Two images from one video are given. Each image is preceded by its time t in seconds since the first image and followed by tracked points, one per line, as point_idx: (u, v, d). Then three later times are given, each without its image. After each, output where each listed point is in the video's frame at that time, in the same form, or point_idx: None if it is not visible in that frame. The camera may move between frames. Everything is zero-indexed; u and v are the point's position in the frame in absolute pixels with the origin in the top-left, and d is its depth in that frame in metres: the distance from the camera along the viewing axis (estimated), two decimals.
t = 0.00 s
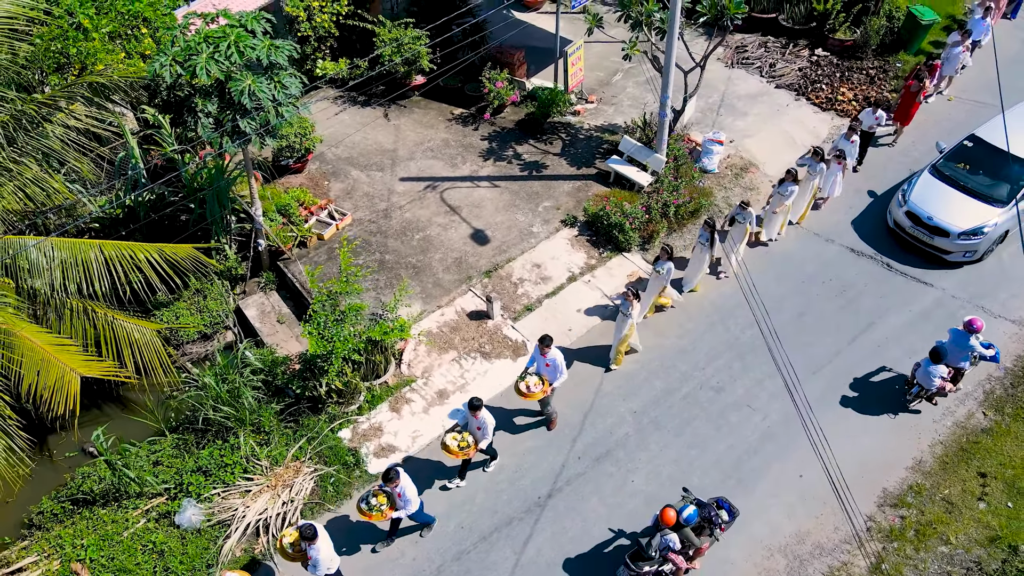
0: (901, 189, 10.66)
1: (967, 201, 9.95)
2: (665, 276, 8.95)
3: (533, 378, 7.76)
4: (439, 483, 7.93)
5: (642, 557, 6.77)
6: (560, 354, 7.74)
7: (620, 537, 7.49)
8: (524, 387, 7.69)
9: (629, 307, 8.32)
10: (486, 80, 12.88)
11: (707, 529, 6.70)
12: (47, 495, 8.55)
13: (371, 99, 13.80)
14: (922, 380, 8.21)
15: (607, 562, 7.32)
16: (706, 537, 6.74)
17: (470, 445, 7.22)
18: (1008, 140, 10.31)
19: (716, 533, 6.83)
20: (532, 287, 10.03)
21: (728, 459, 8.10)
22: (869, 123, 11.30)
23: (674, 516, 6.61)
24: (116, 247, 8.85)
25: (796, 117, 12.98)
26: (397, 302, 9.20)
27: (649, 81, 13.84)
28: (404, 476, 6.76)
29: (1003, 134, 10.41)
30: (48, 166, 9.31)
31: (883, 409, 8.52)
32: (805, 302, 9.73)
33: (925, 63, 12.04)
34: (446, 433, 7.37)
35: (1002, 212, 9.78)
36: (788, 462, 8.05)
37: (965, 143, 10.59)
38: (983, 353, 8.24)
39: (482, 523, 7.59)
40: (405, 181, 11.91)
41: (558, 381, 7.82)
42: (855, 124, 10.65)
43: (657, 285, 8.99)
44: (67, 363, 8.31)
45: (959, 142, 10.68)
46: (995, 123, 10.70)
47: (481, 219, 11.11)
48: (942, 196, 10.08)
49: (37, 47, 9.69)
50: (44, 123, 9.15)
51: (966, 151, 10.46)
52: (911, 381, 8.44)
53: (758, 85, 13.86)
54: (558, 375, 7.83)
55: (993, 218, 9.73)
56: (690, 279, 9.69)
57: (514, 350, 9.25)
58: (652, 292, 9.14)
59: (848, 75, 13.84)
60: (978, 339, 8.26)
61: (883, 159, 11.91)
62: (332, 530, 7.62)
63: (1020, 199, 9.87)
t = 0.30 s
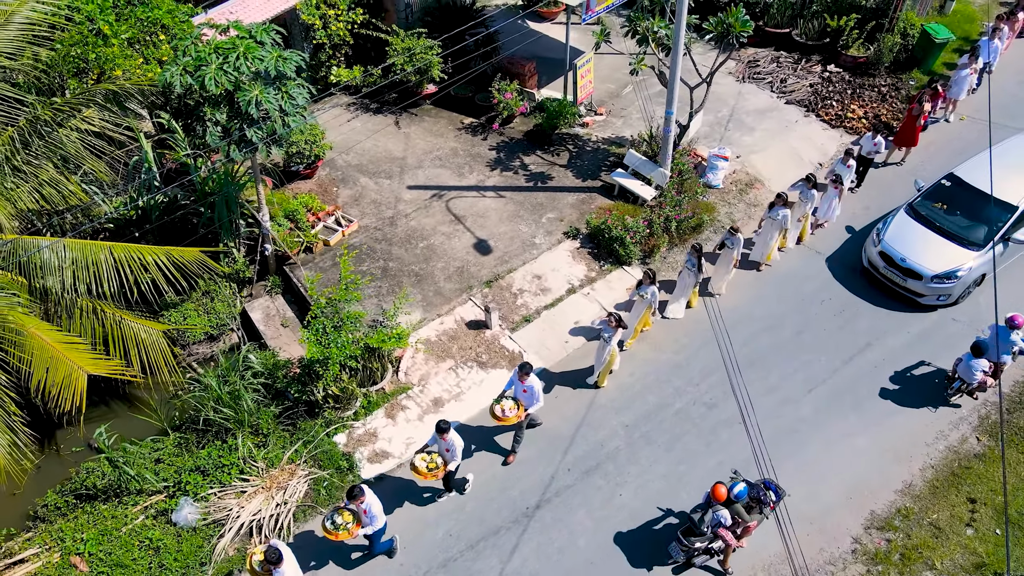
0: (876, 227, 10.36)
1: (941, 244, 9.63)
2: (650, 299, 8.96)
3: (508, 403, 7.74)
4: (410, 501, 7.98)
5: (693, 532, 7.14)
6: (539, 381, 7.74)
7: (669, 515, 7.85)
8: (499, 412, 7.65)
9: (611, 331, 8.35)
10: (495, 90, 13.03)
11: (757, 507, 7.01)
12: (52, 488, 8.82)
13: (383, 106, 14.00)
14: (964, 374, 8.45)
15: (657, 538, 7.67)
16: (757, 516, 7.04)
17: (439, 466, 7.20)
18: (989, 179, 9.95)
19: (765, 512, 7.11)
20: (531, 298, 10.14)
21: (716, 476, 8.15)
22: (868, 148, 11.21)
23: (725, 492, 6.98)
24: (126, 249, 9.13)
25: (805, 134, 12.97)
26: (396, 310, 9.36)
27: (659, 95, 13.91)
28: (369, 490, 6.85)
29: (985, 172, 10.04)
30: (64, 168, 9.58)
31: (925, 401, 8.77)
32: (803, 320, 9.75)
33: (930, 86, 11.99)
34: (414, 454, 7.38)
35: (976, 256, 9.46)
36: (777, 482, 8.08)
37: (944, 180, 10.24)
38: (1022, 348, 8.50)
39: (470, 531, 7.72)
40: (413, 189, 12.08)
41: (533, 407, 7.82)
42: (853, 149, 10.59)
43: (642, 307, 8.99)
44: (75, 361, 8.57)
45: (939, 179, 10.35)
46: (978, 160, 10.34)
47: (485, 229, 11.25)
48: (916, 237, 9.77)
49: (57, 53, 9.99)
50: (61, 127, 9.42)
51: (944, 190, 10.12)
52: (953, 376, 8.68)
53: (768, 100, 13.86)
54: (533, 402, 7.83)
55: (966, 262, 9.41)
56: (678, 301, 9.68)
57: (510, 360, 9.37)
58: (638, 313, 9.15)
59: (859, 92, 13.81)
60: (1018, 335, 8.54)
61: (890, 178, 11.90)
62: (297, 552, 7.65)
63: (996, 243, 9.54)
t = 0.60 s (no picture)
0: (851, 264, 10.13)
1: (913, 284, 9.37)
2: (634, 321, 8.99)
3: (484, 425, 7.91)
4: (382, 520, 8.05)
5: (741, 516, 7.42)
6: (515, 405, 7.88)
7: (714, 501, 8.14)
8: (474, 431, 7.88)
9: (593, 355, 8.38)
10: (505, 101, 13.18)
11: (804, 495, 7.29)
12: (57, 481, 9.09)
13: (396, 114, 14.20)
14: (1006, 372, 8.62)
15: (703, 522, 7.97)
16: (803, 503, 7.31)
17: (408, 488, 7.37)
18: (967, 218, 9.64)
19: (811, 500, 7.37)
20: (531, 309, 10.26)
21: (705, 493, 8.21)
22: (864, 173, 11.26)
23: (774, 477, 7.25)
24: (137, 252, 9.42)
25: (813, 150, 12.95)
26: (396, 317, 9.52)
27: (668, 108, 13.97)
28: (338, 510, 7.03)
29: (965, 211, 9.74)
30: (81, 171, 9.86)
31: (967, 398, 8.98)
32: (801, 339, 9.76)
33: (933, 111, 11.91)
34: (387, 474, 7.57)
35: (949, 299, 9.18)
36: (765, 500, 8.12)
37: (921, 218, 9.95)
38: None
39: (458, 539, 7.85)
40: (420, 197, 12.25)
41: (507, 431, 7.97)
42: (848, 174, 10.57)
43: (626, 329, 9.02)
44: (83, 359, 8.84)
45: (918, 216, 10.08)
46: (959, 197, 10.04)
47: (489, 239, 11.39)
48: (889, 276, 9.51)
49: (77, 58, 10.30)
50: (78, 131, 9.72)
51: (921, 228, 9.83)
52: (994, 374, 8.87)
53: (778, 116, 13.86)
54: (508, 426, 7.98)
55: (938, 305, 9.14)
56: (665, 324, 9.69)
57: (506, 370, 9.49)
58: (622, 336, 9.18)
59: (871, 110, 13.78)
60: None
61: (896, 198, 11.86)
62: (268, 573, 7.73)
63: (970, 285, 9.24)
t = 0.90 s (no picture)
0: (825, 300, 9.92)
1: (885, 324, 9.13)
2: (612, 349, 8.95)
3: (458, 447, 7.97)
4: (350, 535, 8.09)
5: (786, 508, 7.70)
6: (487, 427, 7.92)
7: (757, 495, 8.35)
8: (447, 453, 7.96)
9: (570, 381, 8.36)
10: (516, 112, 13.30)
11: (848, 490, 7.63)
12: (63, 473, 9.38)
13: (410, 121, 14.41)
14: None
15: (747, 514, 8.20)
16: (847, 499, 7.61)
17: (374, 509, 7.50)
18: (944, 257, 9.37)
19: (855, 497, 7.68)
20: (530, 320, 10.37)
21: (692, 511, 8.25)
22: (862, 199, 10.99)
23: (821, 472, 7.50)
24: (147, 253, 9.73)
25: (824, 168, 12.89)
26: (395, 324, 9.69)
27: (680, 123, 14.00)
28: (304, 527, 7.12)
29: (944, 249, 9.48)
30: (98, 171, 10.15)
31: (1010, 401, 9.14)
32: (798, 360, 9.76)
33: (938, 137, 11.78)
34: (356, 494, 7.65)
35: (920, 341, 8.91)
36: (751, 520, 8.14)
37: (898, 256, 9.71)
38: None
39: (445, 546, 7.98)
40: (428, 205, 12.42)
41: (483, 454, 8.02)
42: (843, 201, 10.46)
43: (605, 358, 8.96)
44: (91, 355, 9.11)
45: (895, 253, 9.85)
46: (939, 235, 9.78)
47: (494, 249, 11.52)
48: (860, 316, 9.29)
49: (99, 63, 10.68)
50: (97, 134, 10.04)
51: (896, 267, 9.60)
52: None
53: (791, 132, 13.83)
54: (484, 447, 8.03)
55: (908, 347, 8.88)
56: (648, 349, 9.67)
57: (502, 380, 9.60)
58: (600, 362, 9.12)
59: (885, 129, 13.69)
60: None
61: (903, 220, 11.85)
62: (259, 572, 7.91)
63: (942, 328, 8.96)
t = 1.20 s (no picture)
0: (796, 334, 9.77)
1: (852, 362, 8.98)
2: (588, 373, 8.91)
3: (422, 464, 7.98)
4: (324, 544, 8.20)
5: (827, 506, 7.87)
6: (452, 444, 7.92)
7: (798, 493, 8.51)
8: (412, 469, 7.98)
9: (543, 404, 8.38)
10: (526, 123, 13.39)
11: (891, 492, 7.72)
12: (67, 464, 9.66)
13: (422, 128, 14.59)
14: None
15: (788, 512, 8.37)
16: (889, 500, 7.73)
17: (339, 524, 7.61)
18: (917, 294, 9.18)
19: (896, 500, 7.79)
20: (527, 331, 10.47)
21: (675, 528, 8.28)
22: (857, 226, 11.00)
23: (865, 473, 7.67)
24: (156, 253, 10.00)
25: (832, 187, 12.82)
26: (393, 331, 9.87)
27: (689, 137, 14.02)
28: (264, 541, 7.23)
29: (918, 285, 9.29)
30: (113, 171, 10.44)
31: None
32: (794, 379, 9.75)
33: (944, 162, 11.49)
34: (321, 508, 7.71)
35: (886, 381, 8.74)
36: (735, 540, 8.15)
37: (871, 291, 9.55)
38: None
39: (429, 552, 8.10)
40: (435, 213, 12.58)
41: (447, 469, 8.04)
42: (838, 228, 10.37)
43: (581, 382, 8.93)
44: (98, 351, 9.37)
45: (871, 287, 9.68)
46: (914, 271, 9.59)
47: (496, 258, 11.63)
48: (829, 351, 9.13)
49: (117, 66, 11.04)
50: (111, 136, 10.29)
51: (868, 303, 9.44)
52: None
53: (801, 150, 13.77)
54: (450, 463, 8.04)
55: (874, 386, 8.72)
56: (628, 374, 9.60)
57: (496, 390, 9.72)
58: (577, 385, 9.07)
59: (898, 148, 13.60)
60: None
61: (910, 241, 11.82)
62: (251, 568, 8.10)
63: (910, 368, 8.78)
